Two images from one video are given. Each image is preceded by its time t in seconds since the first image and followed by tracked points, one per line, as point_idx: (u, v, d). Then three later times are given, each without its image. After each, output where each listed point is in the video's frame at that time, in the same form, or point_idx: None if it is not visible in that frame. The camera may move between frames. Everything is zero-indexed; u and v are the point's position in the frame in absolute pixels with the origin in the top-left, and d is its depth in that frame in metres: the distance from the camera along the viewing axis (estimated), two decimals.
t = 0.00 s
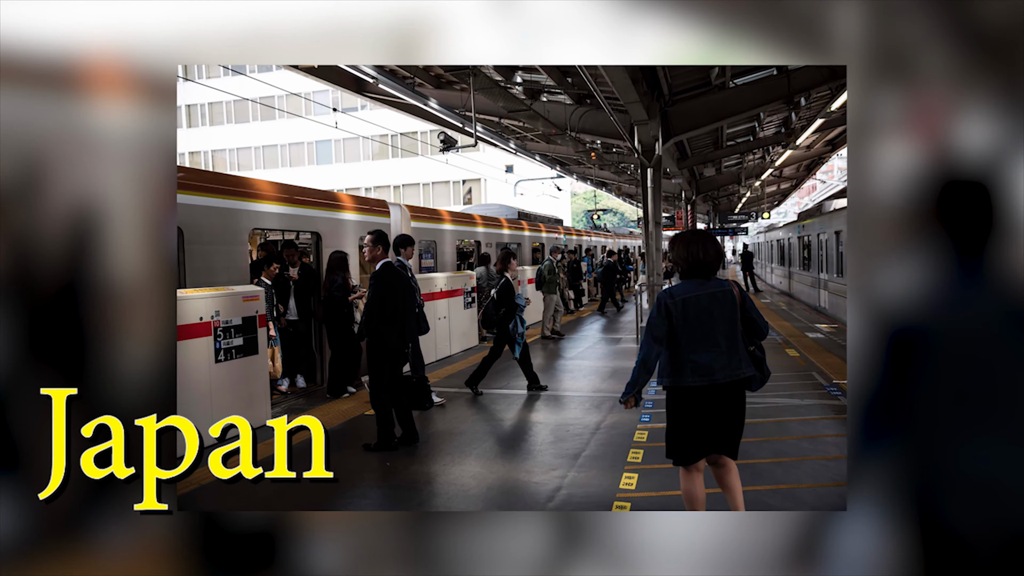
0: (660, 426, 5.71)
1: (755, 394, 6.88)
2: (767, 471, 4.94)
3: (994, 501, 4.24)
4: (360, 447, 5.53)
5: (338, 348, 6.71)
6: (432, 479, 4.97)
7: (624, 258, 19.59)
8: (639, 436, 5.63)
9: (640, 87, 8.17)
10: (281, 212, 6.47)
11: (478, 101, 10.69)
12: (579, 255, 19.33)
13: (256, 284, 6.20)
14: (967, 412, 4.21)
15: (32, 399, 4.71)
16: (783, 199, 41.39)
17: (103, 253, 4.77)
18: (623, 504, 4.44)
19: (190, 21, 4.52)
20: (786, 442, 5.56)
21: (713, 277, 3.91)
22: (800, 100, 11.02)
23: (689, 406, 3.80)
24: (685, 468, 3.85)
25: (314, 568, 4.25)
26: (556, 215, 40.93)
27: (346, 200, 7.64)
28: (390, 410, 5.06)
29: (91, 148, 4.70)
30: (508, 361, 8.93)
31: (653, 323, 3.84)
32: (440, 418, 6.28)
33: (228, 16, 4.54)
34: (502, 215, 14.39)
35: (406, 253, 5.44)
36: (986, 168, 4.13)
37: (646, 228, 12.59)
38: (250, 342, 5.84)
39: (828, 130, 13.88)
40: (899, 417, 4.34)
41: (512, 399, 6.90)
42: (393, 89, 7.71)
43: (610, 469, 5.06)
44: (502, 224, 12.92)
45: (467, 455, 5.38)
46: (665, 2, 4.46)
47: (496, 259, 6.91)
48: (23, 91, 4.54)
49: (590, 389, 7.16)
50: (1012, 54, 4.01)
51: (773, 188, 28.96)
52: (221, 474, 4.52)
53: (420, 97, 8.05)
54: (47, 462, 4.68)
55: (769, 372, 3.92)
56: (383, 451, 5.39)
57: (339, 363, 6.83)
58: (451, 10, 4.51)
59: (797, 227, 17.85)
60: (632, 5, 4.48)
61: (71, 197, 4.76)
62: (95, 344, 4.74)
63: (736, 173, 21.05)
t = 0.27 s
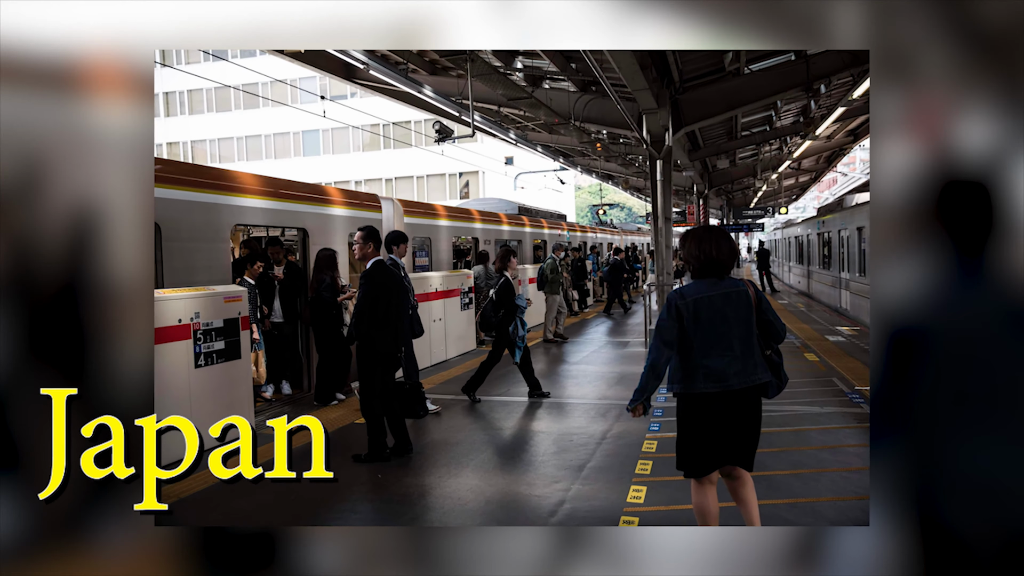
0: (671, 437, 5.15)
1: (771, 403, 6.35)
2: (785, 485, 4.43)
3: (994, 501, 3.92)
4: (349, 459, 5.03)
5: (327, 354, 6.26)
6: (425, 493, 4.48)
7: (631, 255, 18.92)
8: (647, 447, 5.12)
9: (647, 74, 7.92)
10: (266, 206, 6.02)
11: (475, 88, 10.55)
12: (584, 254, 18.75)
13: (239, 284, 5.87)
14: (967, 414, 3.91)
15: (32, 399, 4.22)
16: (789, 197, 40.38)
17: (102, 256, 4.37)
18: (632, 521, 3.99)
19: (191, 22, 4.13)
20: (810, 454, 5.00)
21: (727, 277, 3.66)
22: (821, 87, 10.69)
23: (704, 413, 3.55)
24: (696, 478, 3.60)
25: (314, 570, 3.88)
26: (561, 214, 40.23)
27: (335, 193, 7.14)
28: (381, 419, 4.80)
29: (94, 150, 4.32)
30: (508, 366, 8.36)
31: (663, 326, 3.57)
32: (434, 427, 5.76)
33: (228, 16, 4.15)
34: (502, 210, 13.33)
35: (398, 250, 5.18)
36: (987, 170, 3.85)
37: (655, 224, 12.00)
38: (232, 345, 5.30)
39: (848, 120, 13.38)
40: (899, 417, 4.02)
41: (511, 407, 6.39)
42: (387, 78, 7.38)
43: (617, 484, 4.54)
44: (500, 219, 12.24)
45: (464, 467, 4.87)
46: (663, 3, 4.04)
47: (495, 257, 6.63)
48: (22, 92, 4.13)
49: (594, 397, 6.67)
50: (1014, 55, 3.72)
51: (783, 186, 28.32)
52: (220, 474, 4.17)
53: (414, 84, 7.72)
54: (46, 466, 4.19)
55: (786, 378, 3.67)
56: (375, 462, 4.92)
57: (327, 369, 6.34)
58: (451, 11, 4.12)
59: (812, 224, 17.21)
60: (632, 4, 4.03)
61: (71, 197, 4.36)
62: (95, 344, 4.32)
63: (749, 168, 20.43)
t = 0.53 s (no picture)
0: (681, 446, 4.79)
1: (789, 411, 5.98)
2: (803, 496, 4.09)
3: (994, 502, 3.77)
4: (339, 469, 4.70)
5: (317, 360, 6.03)
6: (421, 504, 4.14)
7: (639, 254, 18.46)
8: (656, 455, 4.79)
9: (656, 60, 7.71)
10: (250, 201, 5.73)
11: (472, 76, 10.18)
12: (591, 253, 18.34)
13: (222, 284, 5.58)
14: (967, 414, 3.74)
15: (33, 399, 4.03)
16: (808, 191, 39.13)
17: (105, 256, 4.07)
18: (640, 534, 3.69)
19: (191, 22, 3.92)
20: (830, 465, 4.59)
21: (740, 277, 3.44)
22: (840, 74, 10.44)
23: (716, 420, 3.33)
24: (708, 491, 3.37)
25: None
26: (568, 213, 39.55)
27: (324, 187, 6.78)
28: (373, 428, 4.54)
29: (93, 150, 4.10)
30: (508, 371, 7.97)
31: (673, 328, 3.36)
32: (429, 436, 5.41)
33: (229, 18, 3.92)
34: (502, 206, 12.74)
35: (391, 248, 4.96)
36: (985, 171, 3.71)
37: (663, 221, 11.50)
38: (215, 349, 5.04)
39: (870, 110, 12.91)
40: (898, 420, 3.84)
41: (511, 414, 6.05)
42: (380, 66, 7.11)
43: (624, 496, 4.19)
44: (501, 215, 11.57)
45: (460, 478, 4.52)
46: None
47: (495, 255, 6.39)
48: (20, 91, 3.96)
49: (600, 404, 6.34)
50: (1014, 53, 3.59)
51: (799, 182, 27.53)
52: (221, 474, 4.04)
53: (409, 73, 7.49)
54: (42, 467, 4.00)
55: (804, 384, 3.46)
56: (364, 473, 4.54)
57: (315, 376, 6.08)
58: (451, 10, 3.90)
59: (829, 220, 16.70)
60: (630, 3, 3.82)
61: (71, 197, 4.15)
62: (94, 344, 4.08)
63: (766, 159, 19.95)
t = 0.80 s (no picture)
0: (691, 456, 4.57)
1: (805, 418, 5.72)
2: (820, 510, 3.86)
3: (995, 504, 3.26)
4: (330, 479, 4.51)
5: (305, 363, 5.86)
6: (416, 518, 3.92)
7: (646, 252, 18.15)
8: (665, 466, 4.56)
9: (666, 47, 7.48)
10: (234, 196, 5.51)
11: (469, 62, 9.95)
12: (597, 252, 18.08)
13: (205, 284, 5.40)
14: (967, 415, 3.24)
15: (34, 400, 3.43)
16: (823, 187, 38.48)
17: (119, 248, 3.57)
18: (647, 549, 3.48)
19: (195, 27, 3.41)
20: (846, 473, 4.36)
21: (753, 276, 3.25)
22: (860, 61, 10.23)
23: (726, 427, 3.15)
24: (718, 504, 3.18)
25: None
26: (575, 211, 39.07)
27: (312, 181, 6.51)
28: (364, 435, 4.34)
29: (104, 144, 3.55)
30: (510, 377, 7.71)
31: (682, 331, 3.17)
32: (424, 446, 5.20)
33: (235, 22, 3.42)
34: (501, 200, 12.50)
35: (383, 245, 4.77)
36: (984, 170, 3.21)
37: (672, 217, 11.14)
38: (197, 353, 4.84)
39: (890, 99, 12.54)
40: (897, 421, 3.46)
41: (511, 422, 5.83)
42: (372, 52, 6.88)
43: (630, 508, 3.98)
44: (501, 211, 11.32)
45: (457, 490, 4.31)
46: None
47: (494, 254, 6.19)
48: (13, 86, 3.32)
49: (605, 411, 6.09)
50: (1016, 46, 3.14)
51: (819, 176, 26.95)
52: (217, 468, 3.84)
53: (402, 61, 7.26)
54: (44, 471, 3.39)
55: (821, 389, 3.27)
56: (356, 485, 4.34)
57: (304, 380, 5.87)
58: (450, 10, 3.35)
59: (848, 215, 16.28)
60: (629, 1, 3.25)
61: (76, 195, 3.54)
62: (95, 344, 3.44)
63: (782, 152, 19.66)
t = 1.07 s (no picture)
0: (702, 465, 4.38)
1: (822, 424, 5.49)
2: (837, 520, 3.67)
3: (996, 505, 3.05)
4: (319, 490, 4.34)
5: (295, 364, 5.65)
6: (411, 531, 3.74)
7: (655, 251, 17.89)
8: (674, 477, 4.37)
9: (673, 35, 7.42)
10: (219, 192, 5.33)
11: (466, 50, 9.77)
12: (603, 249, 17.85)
13: (187, 284, 5.24)
14: (967, 417, 3.07)
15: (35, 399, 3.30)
16: (840, 184, 37.77)
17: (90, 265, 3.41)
18: (654, 563, 3.30)
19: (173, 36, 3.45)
20: (864, 483, 4.16)
21: (767, 275, 3.07)
22: (880, 48, 10.07)
23: (738, 435, 2.98)
24: (730, 516, 3.01)
25: None
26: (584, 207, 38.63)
27: (301, 175, 6.30)
28: (356, 444, 4.19)
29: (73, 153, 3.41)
30: (511, 382, 7.49)
31: (692, 333, 2.99)
32: (419, 455, 5.01)
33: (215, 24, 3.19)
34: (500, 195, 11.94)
35: (376, 243, 4.60)
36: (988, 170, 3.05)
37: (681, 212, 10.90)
38: (179, 357, 4.66)
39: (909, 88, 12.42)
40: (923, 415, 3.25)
41: (510, 430, 5.64)
42: (366, 39, 6.67)
43: (637, 520, 3.80)
44: (501, 206, 11.04)
45: (454, 502, 4.14)
46: None
47: (494, 252, 6.02)
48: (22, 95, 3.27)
49: (611, 419, 5.89)
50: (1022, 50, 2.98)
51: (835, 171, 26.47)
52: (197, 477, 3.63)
53: (394, 46, 7.01)
54: (44, 470, 3.27)
55: (839, 395, 3.09)
56: (347, 496, 4.21)
57: (294, 385, 5.69)
58: None
59: (866, 210, 15.95)
60: None
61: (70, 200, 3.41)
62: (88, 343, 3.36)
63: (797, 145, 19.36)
